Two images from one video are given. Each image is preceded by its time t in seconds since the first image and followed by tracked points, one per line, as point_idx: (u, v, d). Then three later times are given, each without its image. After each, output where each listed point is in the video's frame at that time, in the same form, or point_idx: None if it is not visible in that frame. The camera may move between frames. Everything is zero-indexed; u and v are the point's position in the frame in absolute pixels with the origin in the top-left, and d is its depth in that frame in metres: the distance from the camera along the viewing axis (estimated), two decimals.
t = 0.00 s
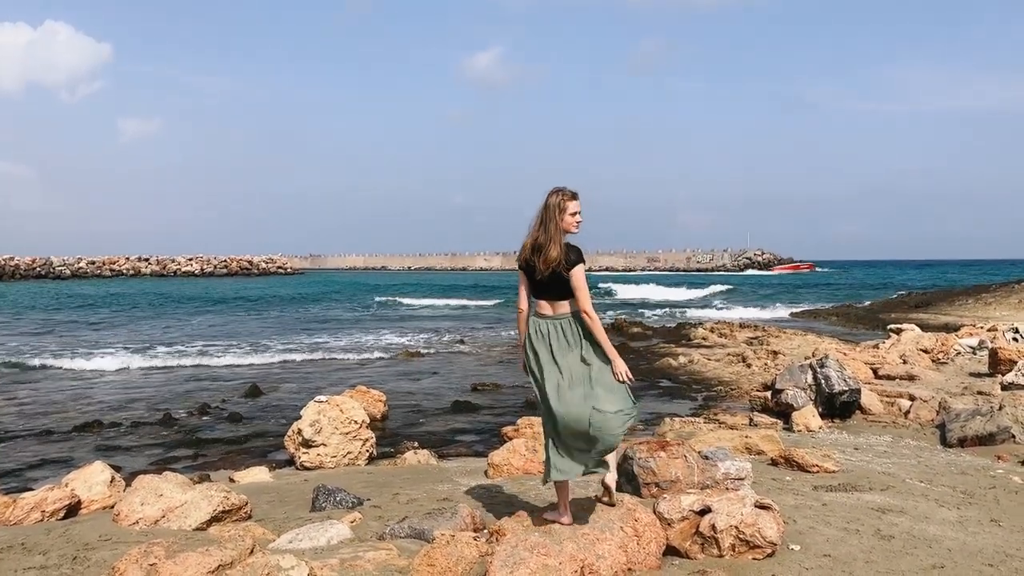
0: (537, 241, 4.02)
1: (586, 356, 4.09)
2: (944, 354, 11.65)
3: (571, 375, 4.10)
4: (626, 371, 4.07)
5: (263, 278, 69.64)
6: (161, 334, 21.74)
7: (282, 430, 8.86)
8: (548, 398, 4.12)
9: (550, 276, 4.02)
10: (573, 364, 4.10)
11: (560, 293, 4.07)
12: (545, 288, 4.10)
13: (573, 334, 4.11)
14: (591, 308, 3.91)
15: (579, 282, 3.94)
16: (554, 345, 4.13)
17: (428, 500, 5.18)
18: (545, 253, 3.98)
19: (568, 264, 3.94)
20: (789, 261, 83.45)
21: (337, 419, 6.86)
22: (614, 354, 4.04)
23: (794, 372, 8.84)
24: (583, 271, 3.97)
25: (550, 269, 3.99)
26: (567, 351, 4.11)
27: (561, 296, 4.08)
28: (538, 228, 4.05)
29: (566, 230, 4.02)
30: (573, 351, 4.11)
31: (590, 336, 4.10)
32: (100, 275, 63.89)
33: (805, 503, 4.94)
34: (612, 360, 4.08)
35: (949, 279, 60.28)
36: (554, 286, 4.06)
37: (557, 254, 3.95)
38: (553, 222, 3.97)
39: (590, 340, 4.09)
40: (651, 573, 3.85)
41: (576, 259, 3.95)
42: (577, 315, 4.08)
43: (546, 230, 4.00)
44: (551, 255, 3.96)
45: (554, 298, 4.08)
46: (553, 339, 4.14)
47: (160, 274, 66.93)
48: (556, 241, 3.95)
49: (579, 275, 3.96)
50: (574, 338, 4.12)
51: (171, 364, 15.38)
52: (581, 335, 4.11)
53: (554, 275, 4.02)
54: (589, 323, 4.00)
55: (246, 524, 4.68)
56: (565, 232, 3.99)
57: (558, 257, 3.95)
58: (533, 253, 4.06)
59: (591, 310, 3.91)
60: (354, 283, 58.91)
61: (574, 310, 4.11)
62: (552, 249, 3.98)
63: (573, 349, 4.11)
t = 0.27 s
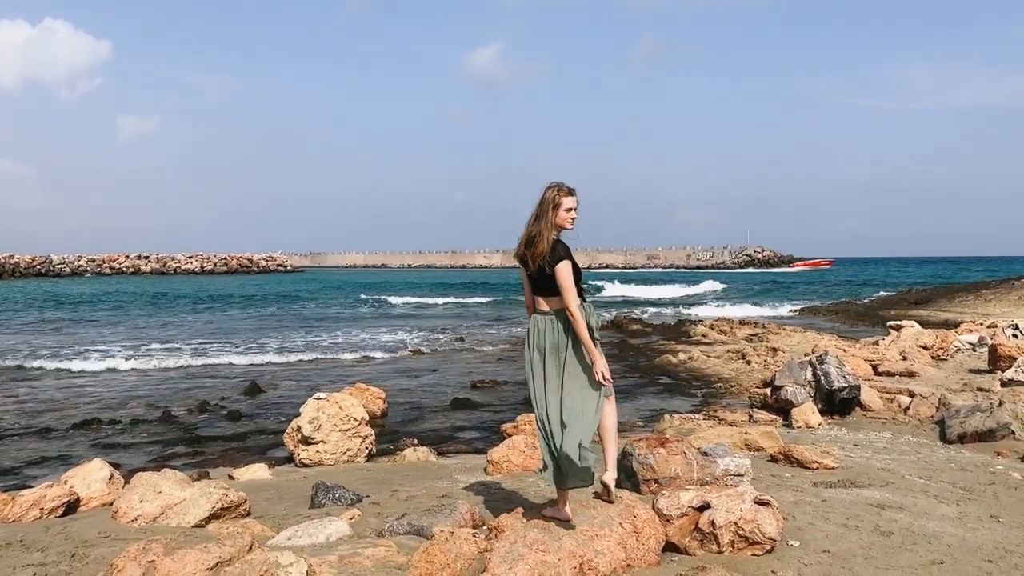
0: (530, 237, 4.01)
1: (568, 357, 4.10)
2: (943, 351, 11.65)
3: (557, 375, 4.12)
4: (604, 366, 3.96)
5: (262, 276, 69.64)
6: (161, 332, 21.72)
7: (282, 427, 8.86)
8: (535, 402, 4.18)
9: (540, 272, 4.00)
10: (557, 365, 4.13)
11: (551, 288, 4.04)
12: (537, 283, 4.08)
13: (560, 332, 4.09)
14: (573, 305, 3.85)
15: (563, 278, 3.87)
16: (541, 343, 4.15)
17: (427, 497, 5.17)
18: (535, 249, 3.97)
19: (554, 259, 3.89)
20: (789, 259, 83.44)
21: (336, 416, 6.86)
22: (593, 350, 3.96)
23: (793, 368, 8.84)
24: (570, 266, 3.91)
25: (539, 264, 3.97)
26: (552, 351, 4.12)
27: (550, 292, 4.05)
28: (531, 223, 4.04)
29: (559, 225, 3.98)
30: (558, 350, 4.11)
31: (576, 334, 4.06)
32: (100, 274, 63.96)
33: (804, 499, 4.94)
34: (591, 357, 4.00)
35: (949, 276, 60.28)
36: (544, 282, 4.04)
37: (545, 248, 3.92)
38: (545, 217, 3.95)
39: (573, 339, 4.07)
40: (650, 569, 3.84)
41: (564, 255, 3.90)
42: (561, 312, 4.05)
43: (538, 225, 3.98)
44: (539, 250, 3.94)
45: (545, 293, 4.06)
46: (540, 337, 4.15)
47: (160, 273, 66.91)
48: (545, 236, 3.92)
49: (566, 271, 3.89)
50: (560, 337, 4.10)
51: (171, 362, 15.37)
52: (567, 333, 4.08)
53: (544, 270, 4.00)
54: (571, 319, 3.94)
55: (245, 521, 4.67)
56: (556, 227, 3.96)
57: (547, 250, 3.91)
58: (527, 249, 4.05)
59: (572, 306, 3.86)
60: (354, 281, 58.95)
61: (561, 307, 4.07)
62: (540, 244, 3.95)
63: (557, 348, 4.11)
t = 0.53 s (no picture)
0: (529, 233, 4.01)
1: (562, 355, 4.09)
2: (942, 347, 11.66)
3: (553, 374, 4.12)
4: (595, 365, 3.94)
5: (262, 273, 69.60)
6: (160, 329, 21.70)
7: (281, 424, 8.86)
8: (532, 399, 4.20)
9: (538, 268, 3.99)
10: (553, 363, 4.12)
11: (548, 284, 4.03)
12: (535, 279, 4.07)
13: (555, 330, 4.08)
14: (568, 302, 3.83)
15: (561, 275, 3.88)
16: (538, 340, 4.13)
17: (425, 494, 5.17)
18: (533, 245, 3.96)
19: (552, 255, 3.89)
20: (788, 255, 83.42)
21: (335, 413, 6.85)
22: (586, 349, 3.95)
23: (792, 365, 8.84)
24: (568, 263, 3.90)
25: (538, 260, 3.96)
26: (548, 349, 4.10)
27: (547, 287, 4.04)
28: (531, 219, 4.03)
29: (558, 222, 3.97)
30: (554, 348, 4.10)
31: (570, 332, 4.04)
32: (99, 271, 63.98)
33: (803, 496, 4.93)
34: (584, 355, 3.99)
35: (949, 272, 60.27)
36: (542, 278, 4.03)
37: (544, 244, 3.91)
38: (544, 213, 3.95)
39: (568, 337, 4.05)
40: (649, 565, 3.84)
41: (564, 250, 3.90)
42: (557, 308, 4.04)
43: (537, 221, 3.97)
44: (537, 246, 3.94)
45: (543, 288, 4.05)
46: (537, 334, 4.14)
47: (160, 270, 66.87)
48: (545, 232, 3.91)
49: (564, 266, 3.89)
50: (556, 335, 4.08)
51: (170, 359, 15.36)
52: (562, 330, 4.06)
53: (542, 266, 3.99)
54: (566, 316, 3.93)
55: (243, 518, 4.67)
56: (555, 223, 3.96)
57: (546, 246, 3.91)
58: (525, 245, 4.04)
59: (568, 303, 3.86)
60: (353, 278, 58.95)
61: (557, 302, 4.06)
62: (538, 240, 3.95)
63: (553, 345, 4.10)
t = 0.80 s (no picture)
0: (530, 231, 3.99)
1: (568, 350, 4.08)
2: (941, 343, 11.67)
3: (561, 369, 4.12)
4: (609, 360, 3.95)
5: (260, 270, 69.56)
6: (158, 326, 21.67)
7: (280, 421, 8.86)
8: (536, 394, 4.17)
9: (541, 266, 3.98)
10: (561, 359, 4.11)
11: (550, 281, 4.02)
12: (535, 277, 4.07)
13: (560, 326, 4.07)
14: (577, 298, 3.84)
15: (565, 271, 3.88)
16: (544, 337, 4.11)
17: (424, 490, 5.18)
18: (535, 243, 3.95)
19: (556, 253, 3.90)
20: (787, 251, 83.44)
21: (334, 410, 6.85)
22: (597, 345, 3.96)
23: (790, 361, 8.86)
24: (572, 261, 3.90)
25: (540, 257, 3.95)
26: (554, 344, 4.08)
27: (550, 284, 4.02)
28: (531, 217, 4.01)
29: (558, 220, 3.96)
30: (560, 343, 4.09)
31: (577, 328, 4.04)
32: (98, 268, 63.91)
33: (802, 492, 4.94)
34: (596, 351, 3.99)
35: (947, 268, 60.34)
36: (544, 275, 4.03)
37: (546, 243, 3.91)
38: (545, 211, 3.93)
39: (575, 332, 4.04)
40: (648, 561, 3.85)
41: (566, 248, 3.90)
42: (562, 305, 4.03)
43: (538, 218, 3.96)
44: (540, 244, 3.92)
45: (544, 286, 4.05)
46: (543, 330, 4.11)
47: (158, 267, 66.80)
48: (546, 230, 3.91)
49: (567, 263, 3.90)
50: (561, 331, 4.07)
51: (168, 356, 15.35)
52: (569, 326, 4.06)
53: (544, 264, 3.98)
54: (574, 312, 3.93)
55: (242, 515, 4.67)
56: (555, 221, 3.94)
57: (548, 245, 3.91)
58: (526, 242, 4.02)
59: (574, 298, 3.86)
60: (352, 275, 58.94)
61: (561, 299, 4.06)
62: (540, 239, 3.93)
63: (560, 341, 4.09)
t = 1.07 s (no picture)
0: (529, 227, 3.97)
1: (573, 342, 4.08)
2: (938, 339, 11.68)
3: (566, 361, 4.11)
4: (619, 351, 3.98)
5: (258, 267, 69.50)
6: (155, 323, 21.63)
7: (277, 418, 8.86)
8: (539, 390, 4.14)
9: (543, 261, 3.97)
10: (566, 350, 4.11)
11: (551, 276, 4.02)
12: (534, 273, 4.06)
13: (563, 320, 4.06)
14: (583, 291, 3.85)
15: (568, 267, 3.90)
16: (546, 330, 4.10)
17: (422, 487, 5.18)
18: (536, 239, 3.93)
19: (557, 249, 3.90)
20: (784, 248, 83.47)
21: (331, 407, 6.85)
22: (605, 336, 3.98)
23: (788, 357, 8.86)
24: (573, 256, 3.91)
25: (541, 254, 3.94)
26: (557, 337, 4.08)
27: (550, 279, 4.02)
28: (530, 213, 3.99)
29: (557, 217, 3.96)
30: (564, 336, 4.09)
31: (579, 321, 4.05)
32: (95, 265, 63.80)
33: (799, 488, 4.95)
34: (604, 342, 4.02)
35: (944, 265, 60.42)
36: (544, 271, 4.02)
37: (547, 239, 3.91)
38: (545, 207, 3.92)
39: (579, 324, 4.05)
40: (645, 558, 3.85)
41: (566, 245, 3.90)
42: (565, 299, 4.03)
43: (538, 214, 3.94)
44: (541, 241, 3.91)
45: (544, 281, 4.04)
46: (545, 324, 4.10)
47: (156, 264, 66.69)
48: (547, 227, 3.90)
49: (569, 260, 3.91)
50: (564, 325, 4.07)
51: (165, 353, 15.32)
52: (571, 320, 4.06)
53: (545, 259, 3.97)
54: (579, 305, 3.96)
55: (239, 512, 4.67)
56: (554, 218, 3.93)
57: (549, 242, 3.90)
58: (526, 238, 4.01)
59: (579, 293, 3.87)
60: (350, 272, 58.85)
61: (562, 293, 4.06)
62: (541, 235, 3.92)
63: (565, 334, 4.08)
